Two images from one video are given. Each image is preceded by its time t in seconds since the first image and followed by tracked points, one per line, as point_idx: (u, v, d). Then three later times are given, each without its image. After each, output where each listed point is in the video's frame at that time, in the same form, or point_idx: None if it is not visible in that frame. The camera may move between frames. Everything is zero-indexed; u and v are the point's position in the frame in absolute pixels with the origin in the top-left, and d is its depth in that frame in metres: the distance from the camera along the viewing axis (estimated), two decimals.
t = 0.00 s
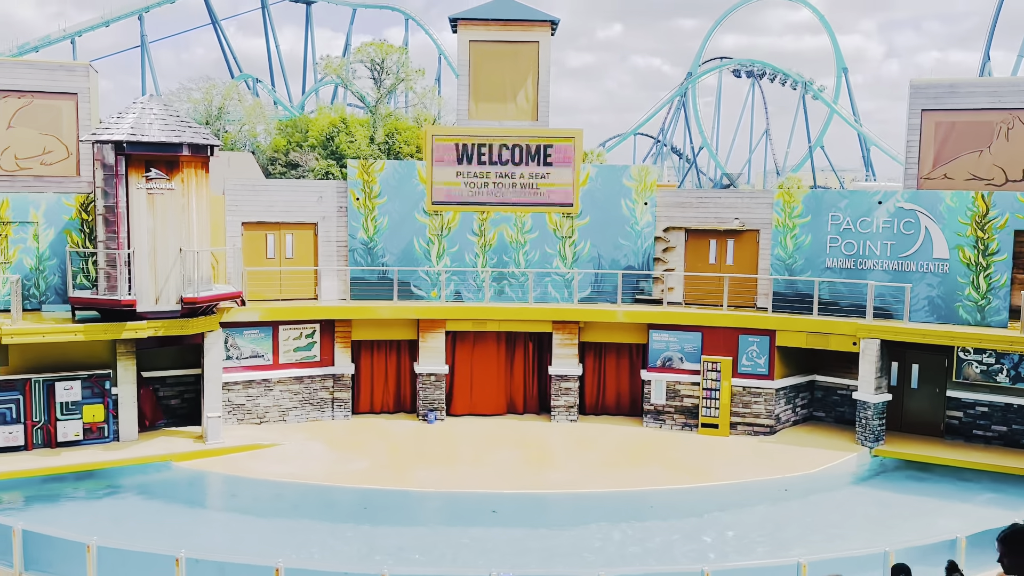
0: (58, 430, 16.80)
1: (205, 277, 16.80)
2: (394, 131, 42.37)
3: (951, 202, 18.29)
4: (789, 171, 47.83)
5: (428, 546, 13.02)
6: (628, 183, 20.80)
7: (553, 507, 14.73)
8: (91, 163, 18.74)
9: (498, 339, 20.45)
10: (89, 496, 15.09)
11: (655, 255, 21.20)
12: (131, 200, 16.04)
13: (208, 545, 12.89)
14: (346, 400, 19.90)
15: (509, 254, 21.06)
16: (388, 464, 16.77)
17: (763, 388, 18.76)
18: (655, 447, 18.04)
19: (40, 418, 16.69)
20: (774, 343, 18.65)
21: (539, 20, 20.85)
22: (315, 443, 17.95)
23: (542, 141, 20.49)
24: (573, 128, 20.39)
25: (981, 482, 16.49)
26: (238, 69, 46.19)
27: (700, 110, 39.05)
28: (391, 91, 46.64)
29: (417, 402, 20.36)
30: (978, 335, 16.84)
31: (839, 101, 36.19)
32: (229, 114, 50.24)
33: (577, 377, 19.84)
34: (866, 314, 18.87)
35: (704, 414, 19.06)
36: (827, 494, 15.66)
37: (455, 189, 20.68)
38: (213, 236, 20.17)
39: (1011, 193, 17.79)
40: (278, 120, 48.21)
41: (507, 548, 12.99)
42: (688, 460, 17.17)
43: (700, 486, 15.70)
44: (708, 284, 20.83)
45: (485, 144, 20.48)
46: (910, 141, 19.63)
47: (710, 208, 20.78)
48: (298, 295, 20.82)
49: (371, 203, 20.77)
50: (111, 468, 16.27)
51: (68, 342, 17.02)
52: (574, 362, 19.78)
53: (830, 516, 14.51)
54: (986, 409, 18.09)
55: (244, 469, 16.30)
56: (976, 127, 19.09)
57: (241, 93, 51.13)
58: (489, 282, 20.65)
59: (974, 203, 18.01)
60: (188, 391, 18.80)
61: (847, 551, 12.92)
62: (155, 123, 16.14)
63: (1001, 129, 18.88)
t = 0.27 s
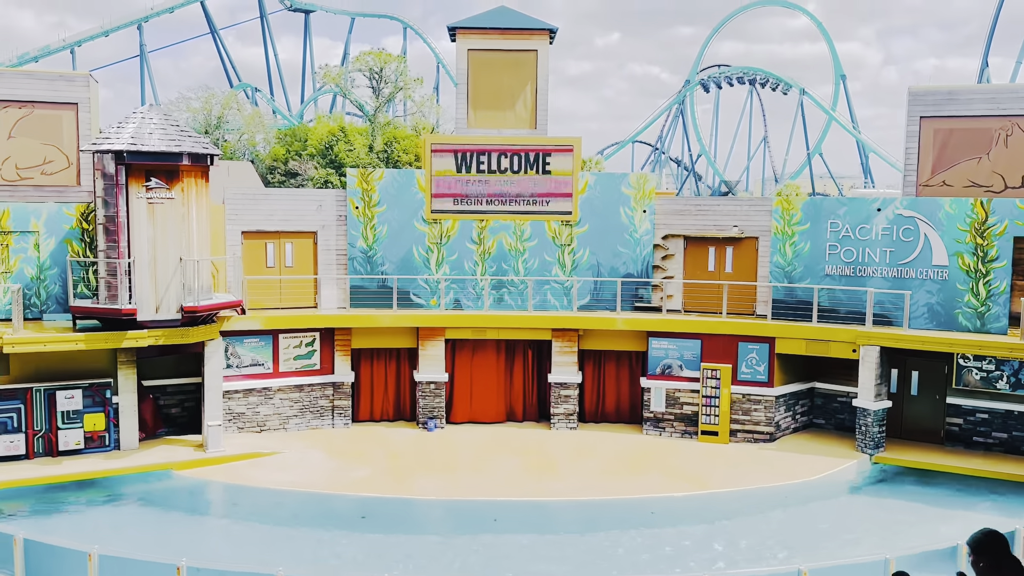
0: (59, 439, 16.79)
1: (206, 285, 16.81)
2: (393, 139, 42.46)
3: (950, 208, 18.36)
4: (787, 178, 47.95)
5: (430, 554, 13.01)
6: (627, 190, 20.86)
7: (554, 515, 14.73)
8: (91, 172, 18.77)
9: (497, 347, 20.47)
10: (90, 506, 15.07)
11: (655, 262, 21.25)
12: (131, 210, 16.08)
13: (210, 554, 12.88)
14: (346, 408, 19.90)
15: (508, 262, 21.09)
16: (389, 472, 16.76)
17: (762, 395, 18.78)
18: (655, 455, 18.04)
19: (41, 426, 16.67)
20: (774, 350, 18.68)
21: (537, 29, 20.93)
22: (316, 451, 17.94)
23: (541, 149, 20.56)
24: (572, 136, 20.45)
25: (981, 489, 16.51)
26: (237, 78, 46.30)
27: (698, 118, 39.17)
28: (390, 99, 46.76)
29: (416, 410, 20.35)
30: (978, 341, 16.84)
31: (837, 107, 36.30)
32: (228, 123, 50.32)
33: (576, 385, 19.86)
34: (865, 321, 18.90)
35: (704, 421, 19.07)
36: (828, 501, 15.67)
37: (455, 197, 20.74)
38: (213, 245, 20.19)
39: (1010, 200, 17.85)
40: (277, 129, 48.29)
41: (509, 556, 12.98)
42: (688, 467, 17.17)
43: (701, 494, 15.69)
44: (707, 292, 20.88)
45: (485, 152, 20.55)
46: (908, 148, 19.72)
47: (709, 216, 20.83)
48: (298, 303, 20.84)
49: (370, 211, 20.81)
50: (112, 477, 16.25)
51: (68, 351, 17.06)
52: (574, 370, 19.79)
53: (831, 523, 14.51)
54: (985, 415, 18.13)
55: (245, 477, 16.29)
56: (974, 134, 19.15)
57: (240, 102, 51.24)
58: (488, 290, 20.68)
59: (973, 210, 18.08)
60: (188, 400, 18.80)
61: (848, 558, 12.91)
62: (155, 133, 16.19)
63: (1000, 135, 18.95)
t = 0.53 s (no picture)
0: (62, 445, 16.81)
1: (207, 291, 16.86)
2: (393, 144, 42.55)
3: (949, 211, 18.43)
4: (786, 181, 48.01)
5: (433, 559, 13.03)
6: (627, 194, 20.91)
7: (556, 519, 14.76)
8: (93, 179, 18.82)
9: (498, 351, 20.50)
10: (92, 511, 15.09)
11: (654, 266, 21.31)
12: (133, 216, 16.13)
13: (212, 560, 12.90)
14: (347, 413, 19.93)
15: (508, 266, 21.13)
16: (391, 477, 16.78)
17: (763, 398, 18.81)
18: (656, 459, 18.06)
19: (43, 433, 16.69)
20: (774, 353, 18.72)
21: (537, 34, 21.00)
22: (317, 456, 17.97)
23: (541, 154, 20.62)
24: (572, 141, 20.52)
25: (982, 491, 16.53)
26: (237, 84, 46.42)
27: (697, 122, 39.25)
28: (389, 104, 46.87)
29: (417, 415, 20.39)
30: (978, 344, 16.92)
31: (836, 111, 36.39)
32: (228, 129, 50.43)
33: (577, 388, 19.89)
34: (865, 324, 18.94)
35: (704, 425, 19.10)
36: (829, 504, 15.69)
37: (455, 202, 20.79)
38: (214, 251, 20.25)
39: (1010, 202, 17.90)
40: (276, 134, 48.39)
41: (512, 560, 13.00)
42: (689, 471, 17.19)
43: (702, 497, 15.71)
44: (707, 295, 20.93)
45: (484, 157, 20.62)
46: (907, 151, 19.79)
47: (709, 219, 20.88)
48: (298, 308, 20.88)
49: (370, 216, 20.86)
50: (114, 483, 16.27)
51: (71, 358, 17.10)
52: (575, 374, 19.83)
53: (832, 526, 14.54)
54: (986, 418, 18.15)
55: (246, 483, 16.31)
56: (973, 137, 19.21)
57: (240, 108, 51.35)
58: (488, 295, 20.74)
59: (972, 213, 18.13)
60: (189, 406, 18.82)
61: (850, 560, 12.94)
62: (156, 139, 16.24)
63: (999, 138, 19.00)
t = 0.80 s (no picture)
0: (61, 447, 16.79)
1: (206, 293, 16.85)
2: (391, 145, 42.58)
3: (948, 209, 18.44)
4: (784, 181, 48.04)
5: (434, 559, 13.02)
6: (625, 194, 20.92)
7: (556, 519, 14.75)
8: (91, 181, 18.84)
9: (497, 352, 20.50)
10: (92, 513, 15.07)
11: (653, 266, 21.31)
12: (131, 217, 16.12)
13: (213, 560, 12.88)
14: (347, 414, 19.92)
15: (507, 266, 21.13)
16: (391, 477, 16.77)
17: (762, 397, 18.82)
18: (656, 458, 18.05)
19: (43, 434, 16.68)
20: (773, 352, 18.73)
21: (535, 34, 21.01)
22: (317, 457, 17.96)
23: (539, 154, 20.62)
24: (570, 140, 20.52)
25: (981, 489, 16.55)
26: (235, 86, 46.45)
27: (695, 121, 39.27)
28: (387, 105, 46.87)
29: (417, 415, 20.39)
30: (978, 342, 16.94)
31: (835, 110, 36.41)
32: (226, 131, 50.44)
33: (576, 388, 19.89)
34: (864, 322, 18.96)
35: (704, 424, 19.09)
36: (829, 502, 15.69)
37: (454, 202, 20.79)
38: (213, 252, 20.24)
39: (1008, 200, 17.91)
40: (275, 136, 48.39)
41: (513, 560, 12.99)
42: (688, 470, 17.19)
43: (702, 496, 15.71)
44: (706, 294, 20.94)
45: (483, 157, 20.61)
46: (905, 150, 19.80)
47: (707, 219, 20.89)
48: (297, 309, 20.88)
49: (369, 217, 20.85)
50: (114, 485, 16.25)
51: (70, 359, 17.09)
52: (574, 374, 19.83)
53: (832, 524, 14.53)
54: (986, 416, 18.18)
55: (246, 484, 16.30)
56: (972, 135, 19.22)
57: (238, 110, 51.35)
58: (488, 295, 20.74)
59: (971, 211, 18.14)
60: (189, 407, 18.81)
61: (850, 558, 12.95)
62: (154, 141, 16.24)
63: (997, 135, 19.02)
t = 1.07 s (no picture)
0: (63, 444, 16.79)
1: (207, 288, 16.82)
2: (393, 139, 42.51)
3: (951, 201, 18.33)
4: (787, 173, 47.86)
5: (436, 555, 13.00)
6: (627, 188, 20.85)
7: (558, 514, 14.72)
8: (91, 177, 18.80)
9: (500, 346, 20.46)
10: (94, 510, 15.08)
11: (656, 260, 21.25)
12: (132, 213, 16.08)
13: (215, 557, 12.87)
14: (349, 409, 19.91)
15: (509, 260, 21.09)
16: (393, 473, 16.75)
17: (765, 390, 18.78)
18: (659, 452, 18.01)
19: (44, 432, 16.68)
20: (776, 345, 18.67)
21: (536, 27, 20.90)
22: (319, 452, 17.97)
23: (541, 147, 20.53)
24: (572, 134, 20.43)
25: (985, 482, 16.49)
26: (237, 80, 46.38)
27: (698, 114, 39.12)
28: (389, 99, 46.77)
29: (420, 410, 20.37)
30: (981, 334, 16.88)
31: (837, 102, 36.26)
32: (228, 126, 50.38)
33: (579, 382, 19.85)
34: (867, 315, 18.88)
35: (707, 418, 19.04)
36: (833, 496, 15.65)
37: (455, 196, 20.71)
38: (214, 248, 20.20)
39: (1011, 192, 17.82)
40: (277, 130, 48.32)
41: (515, 554, 12.97)
42: (691, 464, 17.15)
43: (705, 490, 15.67)
44: (709, 288, 20.88)
45: (484, 151, 20.52)
46: (908, 142, 19.68)
47: (710, 212, 20.80)
48: (299, 304, 20.85)
49: (370, 212, 20.80)
50: (116, 481, 16.25)
51: (71, 356, 17.08)
52: (577, 368, 19.78)
53: (836, 518, 14.48)
54: (990, 408, 18.08)
55: (248, 480, 16.29)
56: (975, 126, 19.10)
57: (240, 104, 51.27)
58: (490, 289, 20.70)
59: (974, 203, 18.04)
60: (191, 403, 18.81)
61: (853, 552, 12.90)
62: (155, 136, 16.18)
63: (999, 127, 18.90)
